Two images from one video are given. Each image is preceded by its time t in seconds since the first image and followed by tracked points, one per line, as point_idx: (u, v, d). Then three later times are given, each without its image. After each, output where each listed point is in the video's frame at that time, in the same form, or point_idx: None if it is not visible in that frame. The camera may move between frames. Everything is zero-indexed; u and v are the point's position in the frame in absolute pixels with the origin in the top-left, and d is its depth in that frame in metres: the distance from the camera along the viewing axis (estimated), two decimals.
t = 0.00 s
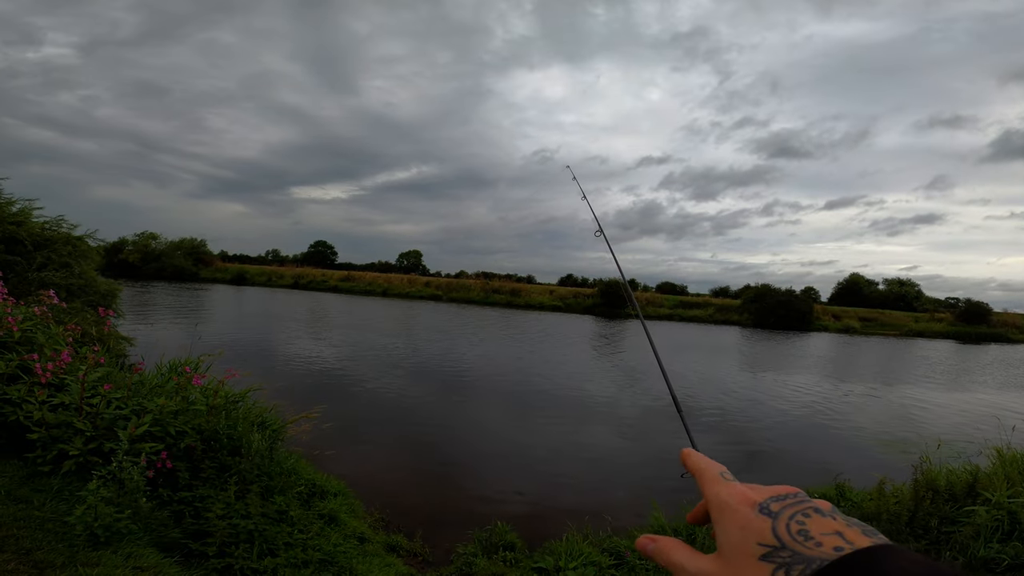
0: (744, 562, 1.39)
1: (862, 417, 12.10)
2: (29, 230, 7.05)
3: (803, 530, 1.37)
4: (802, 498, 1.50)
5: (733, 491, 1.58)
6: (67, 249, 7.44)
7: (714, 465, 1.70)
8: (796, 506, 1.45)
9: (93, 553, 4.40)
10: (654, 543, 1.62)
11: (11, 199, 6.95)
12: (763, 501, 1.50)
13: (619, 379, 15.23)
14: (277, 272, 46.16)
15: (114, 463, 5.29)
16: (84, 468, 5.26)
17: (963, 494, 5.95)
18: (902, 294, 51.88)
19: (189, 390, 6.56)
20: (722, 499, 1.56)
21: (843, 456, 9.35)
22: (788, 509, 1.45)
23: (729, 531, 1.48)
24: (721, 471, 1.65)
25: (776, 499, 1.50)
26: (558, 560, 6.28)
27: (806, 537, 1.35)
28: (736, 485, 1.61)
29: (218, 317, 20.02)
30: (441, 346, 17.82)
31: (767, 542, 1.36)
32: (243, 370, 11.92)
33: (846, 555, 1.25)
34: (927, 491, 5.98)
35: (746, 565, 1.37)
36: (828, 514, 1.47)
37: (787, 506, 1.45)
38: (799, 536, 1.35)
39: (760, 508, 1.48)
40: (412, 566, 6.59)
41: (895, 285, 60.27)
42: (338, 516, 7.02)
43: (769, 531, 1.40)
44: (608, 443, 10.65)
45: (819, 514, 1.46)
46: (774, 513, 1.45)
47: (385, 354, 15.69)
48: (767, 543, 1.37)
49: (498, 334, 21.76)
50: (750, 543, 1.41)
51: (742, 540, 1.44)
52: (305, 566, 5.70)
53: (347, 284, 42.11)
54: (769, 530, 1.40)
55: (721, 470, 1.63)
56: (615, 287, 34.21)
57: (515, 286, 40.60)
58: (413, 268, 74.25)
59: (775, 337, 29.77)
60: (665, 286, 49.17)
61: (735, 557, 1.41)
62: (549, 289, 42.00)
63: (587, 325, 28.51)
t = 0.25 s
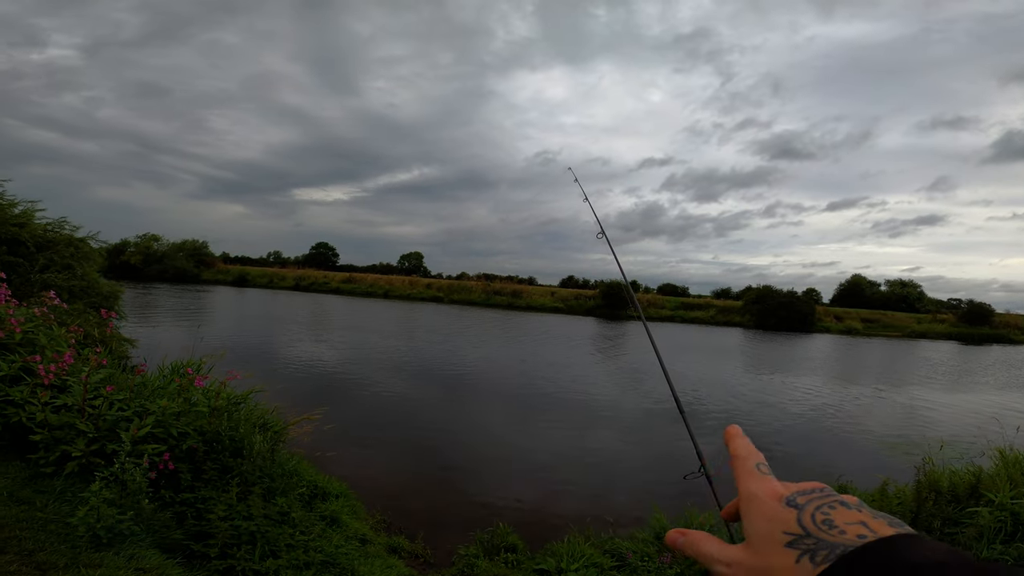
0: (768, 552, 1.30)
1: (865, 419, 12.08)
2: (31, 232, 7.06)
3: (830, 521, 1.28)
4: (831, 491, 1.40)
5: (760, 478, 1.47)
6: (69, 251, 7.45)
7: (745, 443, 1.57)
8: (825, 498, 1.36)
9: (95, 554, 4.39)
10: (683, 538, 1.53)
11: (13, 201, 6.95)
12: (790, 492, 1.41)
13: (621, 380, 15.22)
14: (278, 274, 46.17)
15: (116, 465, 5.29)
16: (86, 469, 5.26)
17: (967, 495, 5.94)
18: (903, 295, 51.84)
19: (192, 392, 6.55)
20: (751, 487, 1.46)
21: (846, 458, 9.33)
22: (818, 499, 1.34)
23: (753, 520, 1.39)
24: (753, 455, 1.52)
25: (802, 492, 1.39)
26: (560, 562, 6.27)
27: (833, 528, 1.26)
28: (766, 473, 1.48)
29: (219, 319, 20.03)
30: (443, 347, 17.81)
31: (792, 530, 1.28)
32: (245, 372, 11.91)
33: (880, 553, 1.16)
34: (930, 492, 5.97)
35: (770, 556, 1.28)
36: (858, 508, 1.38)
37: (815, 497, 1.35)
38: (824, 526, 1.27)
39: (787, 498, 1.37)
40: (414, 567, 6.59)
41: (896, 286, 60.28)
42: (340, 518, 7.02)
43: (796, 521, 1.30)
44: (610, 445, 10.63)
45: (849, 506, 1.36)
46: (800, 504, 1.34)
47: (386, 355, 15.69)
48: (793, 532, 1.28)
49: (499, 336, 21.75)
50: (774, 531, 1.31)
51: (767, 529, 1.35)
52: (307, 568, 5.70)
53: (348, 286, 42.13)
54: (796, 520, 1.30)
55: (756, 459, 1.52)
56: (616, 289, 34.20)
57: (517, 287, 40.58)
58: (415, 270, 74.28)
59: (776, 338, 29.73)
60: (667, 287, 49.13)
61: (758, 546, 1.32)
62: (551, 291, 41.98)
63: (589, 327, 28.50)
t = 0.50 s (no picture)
0: (758, 490, 1.27)
1: (874, 418, 12.00)
2: (43, 233, 7.12)
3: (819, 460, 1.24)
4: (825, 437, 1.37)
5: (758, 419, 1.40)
6: (80, 252, 7.51)
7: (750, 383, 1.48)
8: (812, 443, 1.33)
9: (106, 554, 4.42)
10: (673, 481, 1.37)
11: (25, 202, 7.00)
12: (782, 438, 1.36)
13: (629, 379, 15.20)
14: (286, 274, 46.33)
15: (127, 464, 5.32)
16: (98, 468, 5.29)
17: (977, 495, 5.89)
18: (913, 294, 51.42)
19: (202, 391, 6.58)
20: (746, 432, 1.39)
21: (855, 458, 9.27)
22: (810, 443, 1.31)
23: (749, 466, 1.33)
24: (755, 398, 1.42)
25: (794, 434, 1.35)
26: (567, 561, 6.27)
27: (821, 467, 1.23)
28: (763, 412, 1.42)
29: (228, 319, 20.13)
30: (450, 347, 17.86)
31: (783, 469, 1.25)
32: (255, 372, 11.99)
33: (859, 489, 1.17)
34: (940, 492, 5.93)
35: (763, 494, 1.26)
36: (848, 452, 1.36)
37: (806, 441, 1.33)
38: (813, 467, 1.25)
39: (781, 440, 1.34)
40: (422, 566, 6.60)
41: (910, 284, 60.01)
42: (348, 517, 7.04)
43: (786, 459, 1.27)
44: (617, 444, 10.62)
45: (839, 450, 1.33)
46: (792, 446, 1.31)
47: (393, 355, 15.72)
48: (782, 471, 1.25)
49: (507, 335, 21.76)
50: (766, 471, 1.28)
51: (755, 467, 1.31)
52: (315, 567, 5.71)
53: (356, 286, 42.25)
54: (786, 458, 1.27)
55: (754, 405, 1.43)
56: (623, 288, 34.14)
57: (523, 287, 40.58)
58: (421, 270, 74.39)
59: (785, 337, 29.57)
60: (674, 286, 48.98)
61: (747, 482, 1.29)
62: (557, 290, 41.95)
63: (595, 326, 28.47)
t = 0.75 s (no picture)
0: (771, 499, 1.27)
1: (888, 421, 11.87)
2: (60, 233, 7.21)
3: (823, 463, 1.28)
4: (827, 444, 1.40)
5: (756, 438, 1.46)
6: (96, 252, 7.61)
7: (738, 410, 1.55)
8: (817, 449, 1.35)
9: (120, 551, 4.46)
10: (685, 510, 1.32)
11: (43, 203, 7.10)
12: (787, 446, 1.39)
13: (639, 380, 15.15)
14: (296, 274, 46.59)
15: (142, 462, 5.36)
16: (113, 466, 5.33)
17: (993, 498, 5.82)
18: (928, 295, 50.81)
19: (215, 390, 6.62)
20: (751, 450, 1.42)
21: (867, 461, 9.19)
22: (812, 448, 1.34)
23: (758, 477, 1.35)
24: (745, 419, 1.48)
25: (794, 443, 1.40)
26: (575, 561, 6.27)
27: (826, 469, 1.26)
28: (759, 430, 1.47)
29: (241, 318, 20.33)
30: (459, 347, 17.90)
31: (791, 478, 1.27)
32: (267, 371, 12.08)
33: (869, 489, 1.14)
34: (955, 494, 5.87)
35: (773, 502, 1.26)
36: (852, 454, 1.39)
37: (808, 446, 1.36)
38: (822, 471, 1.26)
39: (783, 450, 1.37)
40: (430, 566, 6.61)
41: (924, 285, 59.32)
42: (357, 516, 7.05)
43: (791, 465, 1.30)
44: (627, 445, 10.59)
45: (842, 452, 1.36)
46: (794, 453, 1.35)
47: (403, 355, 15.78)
48: (790, 478, 1.27)
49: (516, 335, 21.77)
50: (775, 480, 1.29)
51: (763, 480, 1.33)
52: (325, 565, 5.74)
53: (367, 286, 42.45)
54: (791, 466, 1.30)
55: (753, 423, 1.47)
56: (632, 289, 34.05)
57: (532, 287, 40.57)
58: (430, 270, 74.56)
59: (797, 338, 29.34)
60: (684, 287, 48.74)
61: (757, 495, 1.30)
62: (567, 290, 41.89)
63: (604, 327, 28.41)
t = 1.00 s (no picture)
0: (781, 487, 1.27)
1: (911, 424, 11.67)
2: (85, 234, 7.35)
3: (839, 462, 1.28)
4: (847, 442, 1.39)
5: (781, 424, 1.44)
6: (119, 253, 7.74)
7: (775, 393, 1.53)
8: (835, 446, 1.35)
9: (142, 548, 4.51)
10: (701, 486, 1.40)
11: (69, 204, 7.25)
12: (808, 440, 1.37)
13: (654, 381, 15.07)
14: (313, 274, 46.92)
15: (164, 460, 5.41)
16: (136, 464, 5.39)
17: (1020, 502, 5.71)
18: (951, 296, 49.84)
19: (234, 389, 6.67)
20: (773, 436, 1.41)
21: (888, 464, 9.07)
22: (833, 446, 1.33)
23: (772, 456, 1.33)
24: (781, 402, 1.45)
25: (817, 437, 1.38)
26: (589, 562, 6.24)
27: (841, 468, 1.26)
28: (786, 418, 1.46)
29: (260, 317, 20.60)
30: (473, 347, 17.93)
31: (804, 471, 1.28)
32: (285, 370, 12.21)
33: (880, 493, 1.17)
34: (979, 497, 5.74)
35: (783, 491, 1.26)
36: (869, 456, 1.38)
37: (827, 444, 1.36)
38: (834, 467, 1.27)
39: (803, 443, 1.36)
40: (443, 566, 6.62)
41: (946, 286, 58.18)
42: (372, 515, 7.08)
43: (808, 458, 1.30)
44: (641, 446, 10.53)
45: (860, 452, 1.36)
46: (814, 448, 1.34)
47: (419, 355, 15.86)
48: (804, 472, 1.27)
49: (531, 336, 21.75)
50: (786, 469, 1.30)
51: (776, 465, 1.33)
52: (340, 563, 5.78)
53: (382, 286, 42.72)
54: (807, 459, 1.29)
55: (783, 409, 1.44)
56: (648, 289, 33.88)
57: (547, 288, 40.52)
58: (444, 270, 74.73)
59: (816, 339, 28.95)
60: (700, 287, 48.34)
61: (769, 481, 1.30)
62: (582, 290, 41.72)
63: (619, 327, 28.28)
